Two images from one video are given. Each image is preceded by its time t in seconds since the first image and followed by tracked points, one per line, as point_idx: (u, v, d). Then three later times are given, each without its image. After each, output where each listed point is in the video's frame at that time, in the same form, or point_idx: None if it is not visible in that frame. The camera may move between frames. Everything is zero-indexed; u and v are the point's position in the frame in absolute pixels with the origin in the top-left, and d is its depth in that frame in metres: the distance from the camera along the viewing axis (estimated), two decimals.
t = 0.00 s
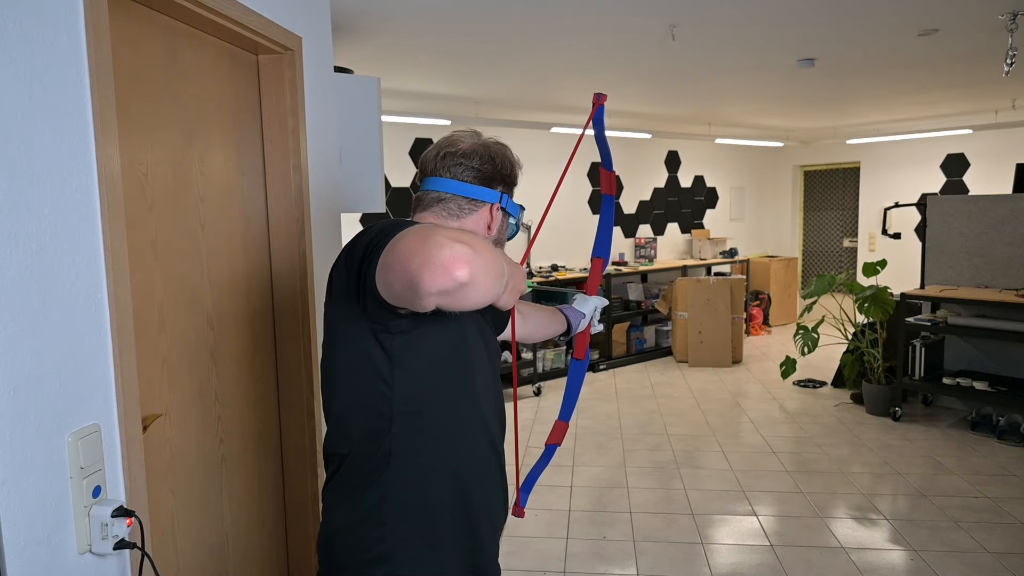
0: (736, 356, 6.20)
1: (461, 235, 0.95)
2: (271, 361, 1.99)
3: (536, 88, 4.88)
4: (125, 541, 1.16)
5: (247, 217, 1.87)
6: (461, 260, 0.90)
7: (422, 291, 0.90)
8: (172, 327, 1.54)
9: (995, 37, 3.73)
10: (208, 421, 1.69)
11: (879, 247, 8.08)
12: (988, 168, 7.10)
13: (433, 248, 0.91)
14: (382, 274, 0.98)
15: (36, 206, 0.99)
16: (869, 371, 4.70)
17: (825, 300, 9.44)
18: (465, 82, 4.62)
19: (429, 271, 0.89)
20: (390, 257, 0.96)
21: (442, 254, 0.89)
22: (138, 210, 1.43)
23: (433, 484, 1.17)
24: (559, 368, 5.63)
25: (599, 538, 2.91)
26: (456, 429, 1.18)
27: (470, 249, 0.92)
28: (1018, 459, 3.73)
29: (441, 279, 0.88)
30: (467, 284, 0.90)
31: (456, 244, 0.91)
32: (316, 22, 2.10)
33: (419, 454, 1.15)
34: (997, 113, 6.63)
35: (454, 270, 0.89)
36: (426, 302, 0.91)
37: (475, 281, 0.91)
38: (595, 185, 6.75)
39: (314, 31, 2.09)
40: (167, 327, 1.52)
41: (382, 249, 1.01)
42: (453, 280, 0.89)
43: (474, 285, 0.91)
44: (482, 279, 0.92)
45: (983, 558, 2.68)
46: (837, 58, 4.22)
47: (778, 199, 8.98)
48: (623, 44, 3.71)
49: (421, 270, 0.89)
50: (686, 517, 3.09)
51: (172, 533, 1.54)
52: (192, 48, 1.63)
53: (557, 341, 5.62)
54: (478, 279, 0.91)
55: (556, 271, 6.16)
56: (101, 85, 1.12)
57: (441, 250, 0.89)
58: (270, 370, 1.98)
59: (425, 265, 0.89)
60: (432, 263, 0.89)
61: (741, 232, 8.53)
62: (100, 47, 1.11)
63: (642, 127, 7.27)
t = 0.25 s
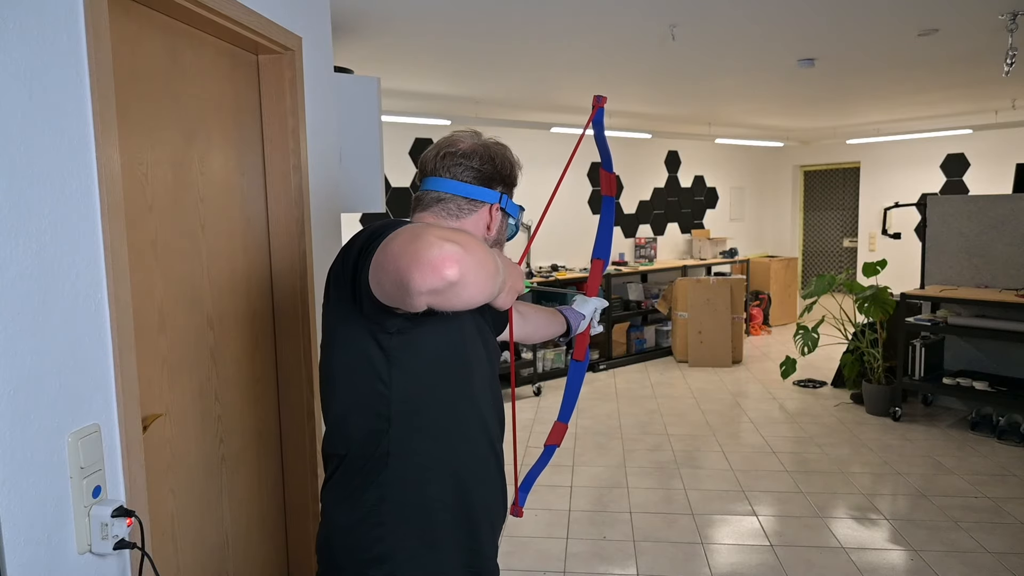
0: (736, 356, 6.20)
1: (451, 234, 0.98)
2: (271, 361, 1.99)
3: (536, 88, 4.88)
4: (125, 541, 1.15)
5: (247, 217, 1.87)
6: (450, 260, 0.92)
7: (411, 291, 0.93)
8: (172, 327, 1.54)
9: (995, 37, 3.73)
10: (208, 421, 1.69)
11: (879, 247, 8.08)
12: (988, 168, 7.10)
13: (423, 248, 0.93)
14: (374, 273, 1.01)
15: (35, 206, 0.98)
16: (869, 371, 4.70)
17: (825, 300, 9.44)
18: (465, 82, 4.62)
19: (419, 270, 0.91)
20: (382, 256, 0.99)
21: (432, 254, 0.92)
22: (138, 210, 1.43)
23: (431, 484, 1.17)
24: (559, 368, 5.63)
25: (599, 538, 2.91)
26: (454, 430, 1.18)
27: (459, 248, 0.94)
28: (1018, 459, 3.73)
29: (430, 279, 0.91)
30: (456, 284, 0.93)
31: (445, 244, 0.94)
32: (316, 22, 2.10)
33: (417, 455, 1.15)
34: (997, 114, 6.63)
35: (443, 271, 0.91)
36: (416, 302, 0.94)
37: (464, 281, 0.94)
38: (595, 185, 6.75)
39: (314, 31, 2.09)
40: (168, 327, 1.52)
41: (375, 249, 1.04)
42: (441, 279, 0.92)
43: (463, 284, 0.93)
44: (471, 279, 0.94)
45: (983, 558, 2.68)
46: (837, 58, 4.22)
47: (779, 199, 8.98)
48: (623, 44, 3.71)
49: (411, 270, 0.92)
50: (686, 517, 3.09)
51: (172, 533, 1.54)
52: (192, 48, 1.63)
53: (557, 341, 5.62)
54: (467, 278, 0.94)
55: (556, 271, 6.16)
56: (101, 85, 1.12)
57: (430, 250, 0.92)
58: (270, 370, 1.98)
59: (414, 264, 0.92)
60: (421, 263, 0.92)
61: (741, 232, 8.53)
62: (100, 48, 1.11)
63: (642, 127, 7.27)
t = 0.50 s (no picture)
0: (736, 356, 6.20)
1: (439, 230, 0.99)
2: (271, 361, 1.99)
3: (536, 88, 4.88)
4: (126, 541, 1.16)
5: (247, 217, 1.87)
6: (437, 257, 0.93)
7: (399, 287, 0.94)
8: (172, 326, 1.54)
9: (995, 37, 3.73)
10: (208, 421, 1.69)
11: (879, 247, 8.08)
12: (988, 168, 7.10)
13: (410, 245, 0.94)
14: (365, 270, 1.03)
15: (35, 207, 0.98)
16: (869, 371, 4.70)
17: (825, 300, 9.44)
18: (465, 82, 4.62)
19: (406, 267, 0.92)
20: (372, 254, 1.00)
21: (419, 251, 0.93)
22: (138, 210, 1.43)
23: (429, 484, 1.17)
24: (559, 368, 5.63)
25: (599, 539, 2.91)
26: (451, 430, 1.18)
27: (446, 244, 0.95)
28: (1017, 459, 3.73)
29: (417, 275, 0.92)
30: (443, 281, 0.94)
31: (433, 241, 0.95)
32: (316, 22, 2.10)
33: (415, 454, 1.15)
34: (997, 113, 6.63)
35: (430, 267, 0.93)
36: (404, 298, 0.95)
37: (451, 277, 0.94)
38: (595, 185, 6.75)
39: (314, 31, 2.09)
40: (168, 327, 1.52)
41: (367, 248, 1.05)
42: (429, 276, 0.93)
43: (450, 281, 0.94)
44: (460, 274, 0.95)
45: (983, 558, 2.68)
46: (837, 58, 4.22)
47: (778, 199, 8.98)
48: (623, 44, 3.71)
49: (398, 267, 0.93)
50: (686, 517, 3.09)
51: (172, 533, 1.54)
52: (192, 48, 1.63)
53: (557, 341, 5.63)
54: (454, 274, 0.95)
55: (556, 271, 6.16)
56: (101, 85, 1.12)
57: (417, 246, 0.93)
58: (270, 370, 1.98)
59: (401, 261, 0.93)
60: (408, 260, 0.93)
61: (741, 233, 8.53)
62: (99, 47, 1.11)
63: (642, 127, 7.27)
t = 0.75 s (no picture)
0: (736, 356, 6.20)
1: (428, 229, 1.00)
2: (271, 361, 1.99)
3: (536, 88, 4.88)
4: (125, 541, 1.15)
5: (247, 216, 1.87)
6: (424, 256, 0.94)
7: (387, 287, 0.95)
8: (171, 327, 1.54)
9: (995, 37, 3.73)
10: (208, 421, 1.68)
11: (879, 247, 8.08)
12: (988, 168, 7.10)
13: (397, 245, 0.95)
14: (355, 269, 1.04)
15: (35, 207, 0.98)
16: (868, 371, 4.70)
17: (825, 300, 9.44)
18: (465, 82, 4.62)
19: (393, 266, 0.93)
20: (361, 253, 1.01)
21: (405, 250, 0.94)
22: (138, 210, 1.43)
23: (426, 485, 1.17)
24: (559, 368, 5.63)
25: (599, 538, 2.91)
26: (448, 430, 1.17)
27: (435, 244, 0.96)
28: (1017, 459, 3.73)
29: (404, 274, 0.93)
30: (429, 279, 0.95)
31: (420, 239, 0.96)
32: (316, 22, 2.10)
33: (412, 455, 1.15)
34: (997, 113, 6.63)
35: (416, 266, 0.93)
36: (392, 297, 0.96)
37: (438, 276, 0.95)
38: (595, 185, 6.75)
39: (314, 31, 2.09)
40: (168, 326, 1.52)
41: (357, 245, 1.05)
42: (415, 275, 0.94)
43: (436, 280, 0.95)
44: (446, 273, 0.96)
45: (983, 557, 2.68)
46: (837, 58, 4.22)
47: (778, 199, 8.98)
48: (623, 44, 3.72)
49: (386, 266, 0.94)
50: (686, 517, 3.09)
51: (172, 533, 1.54)
52: (192, 48, 1.63)
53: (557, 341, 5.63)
54: (441, 273, 0.96)
55: (556, 271, 6.16)
56: (101, 85, 1.12)
57: (404, 246, 0.94)
58: (270, 370, 1.98)
59: (388, 259, 0.94)
60: (395, 259, 0.94)
61: (741, 232, 8.53)
62: (99, 47, 1.11)
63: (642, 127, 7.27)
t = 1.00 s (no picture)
0: (736, 356, 6.20)
1: (424, 230, 1.00)
2: (270, 361, 1.99)
3: (536, 88, 4.88)
4: (125, 541, 1.16)
5: (247, 216, 1.87)
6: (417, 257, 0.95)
7: (382, 288, 0.95)
8: (172, 326, 1.54)
9: (995, 37, 3.73)
10: (208, 421, 1.69)
11: (879, 247, 8.08)
12: (988, 168, 7.10)
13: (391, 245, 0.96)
14: (351, 271, 1.04)
15: (36, 206, 0.98)
16: (868, 371, 4.70)
17: (825, 300, 9.44)
18: (465, 82, 4.62)
19: (387, 267, 0.94)
20: (357, 254, 1.01)
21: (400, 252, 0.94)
22: (138, 210, 1.43)
23: (423, 483, 1.17)
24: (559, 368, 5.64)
25: (599, 538, 2.91)
26: (444, 429, 1.17)
27: (430, 245, 0.96)
28: (1017, 459, 3.73)
29: (398, 275, 0.93)
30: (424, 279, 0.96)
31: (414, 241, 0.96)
32: (316, 22, 2.10)
33: (409, 455, 1.15)
34: (997, 113, 6.63)
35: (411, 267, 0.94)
36: (387, 299, 0.97)
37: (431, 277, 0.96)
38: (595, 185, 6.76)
39: (314, 31, 2.09)
40: (168, 326, 1.52)
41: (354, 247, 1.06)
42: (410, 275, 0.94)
43: (431, 280, 0.95)
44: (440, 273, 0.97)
45: (983, 557, 2.68)
46: (837, 58, 4.22)
47: (778, 199, 8.98)
48: (623, 44, 3.71)
49: (381, 267, 0.94)
50: (686, 517, 3.09)
51: (172, 532, 1.54)
52: (192, 49, 1.63)
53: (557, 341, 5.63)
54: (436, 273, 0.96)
55: (556, 271, 6.16)
56: (101, 85, 1.12)
57: (398, 247, 0.94)
58: (269, 369, 1.98)
59: (382, 262, 0.95)
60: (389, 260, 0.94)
61: (741, 232, 8.53)
62: (99, 47, 1.11)
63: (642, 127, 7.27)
